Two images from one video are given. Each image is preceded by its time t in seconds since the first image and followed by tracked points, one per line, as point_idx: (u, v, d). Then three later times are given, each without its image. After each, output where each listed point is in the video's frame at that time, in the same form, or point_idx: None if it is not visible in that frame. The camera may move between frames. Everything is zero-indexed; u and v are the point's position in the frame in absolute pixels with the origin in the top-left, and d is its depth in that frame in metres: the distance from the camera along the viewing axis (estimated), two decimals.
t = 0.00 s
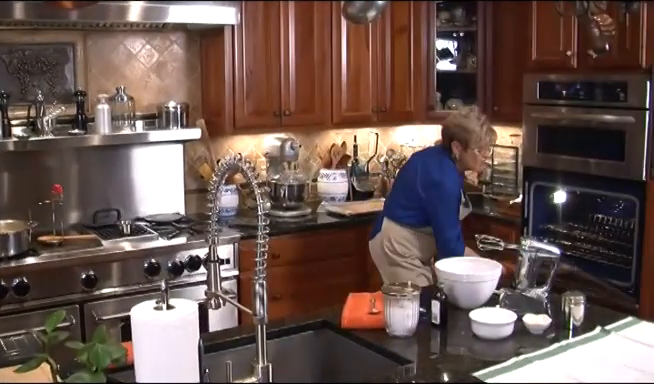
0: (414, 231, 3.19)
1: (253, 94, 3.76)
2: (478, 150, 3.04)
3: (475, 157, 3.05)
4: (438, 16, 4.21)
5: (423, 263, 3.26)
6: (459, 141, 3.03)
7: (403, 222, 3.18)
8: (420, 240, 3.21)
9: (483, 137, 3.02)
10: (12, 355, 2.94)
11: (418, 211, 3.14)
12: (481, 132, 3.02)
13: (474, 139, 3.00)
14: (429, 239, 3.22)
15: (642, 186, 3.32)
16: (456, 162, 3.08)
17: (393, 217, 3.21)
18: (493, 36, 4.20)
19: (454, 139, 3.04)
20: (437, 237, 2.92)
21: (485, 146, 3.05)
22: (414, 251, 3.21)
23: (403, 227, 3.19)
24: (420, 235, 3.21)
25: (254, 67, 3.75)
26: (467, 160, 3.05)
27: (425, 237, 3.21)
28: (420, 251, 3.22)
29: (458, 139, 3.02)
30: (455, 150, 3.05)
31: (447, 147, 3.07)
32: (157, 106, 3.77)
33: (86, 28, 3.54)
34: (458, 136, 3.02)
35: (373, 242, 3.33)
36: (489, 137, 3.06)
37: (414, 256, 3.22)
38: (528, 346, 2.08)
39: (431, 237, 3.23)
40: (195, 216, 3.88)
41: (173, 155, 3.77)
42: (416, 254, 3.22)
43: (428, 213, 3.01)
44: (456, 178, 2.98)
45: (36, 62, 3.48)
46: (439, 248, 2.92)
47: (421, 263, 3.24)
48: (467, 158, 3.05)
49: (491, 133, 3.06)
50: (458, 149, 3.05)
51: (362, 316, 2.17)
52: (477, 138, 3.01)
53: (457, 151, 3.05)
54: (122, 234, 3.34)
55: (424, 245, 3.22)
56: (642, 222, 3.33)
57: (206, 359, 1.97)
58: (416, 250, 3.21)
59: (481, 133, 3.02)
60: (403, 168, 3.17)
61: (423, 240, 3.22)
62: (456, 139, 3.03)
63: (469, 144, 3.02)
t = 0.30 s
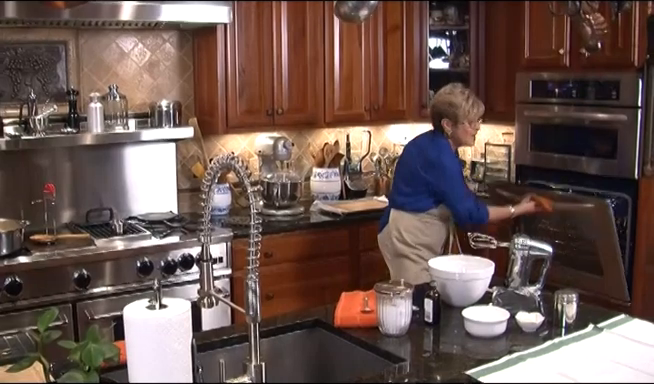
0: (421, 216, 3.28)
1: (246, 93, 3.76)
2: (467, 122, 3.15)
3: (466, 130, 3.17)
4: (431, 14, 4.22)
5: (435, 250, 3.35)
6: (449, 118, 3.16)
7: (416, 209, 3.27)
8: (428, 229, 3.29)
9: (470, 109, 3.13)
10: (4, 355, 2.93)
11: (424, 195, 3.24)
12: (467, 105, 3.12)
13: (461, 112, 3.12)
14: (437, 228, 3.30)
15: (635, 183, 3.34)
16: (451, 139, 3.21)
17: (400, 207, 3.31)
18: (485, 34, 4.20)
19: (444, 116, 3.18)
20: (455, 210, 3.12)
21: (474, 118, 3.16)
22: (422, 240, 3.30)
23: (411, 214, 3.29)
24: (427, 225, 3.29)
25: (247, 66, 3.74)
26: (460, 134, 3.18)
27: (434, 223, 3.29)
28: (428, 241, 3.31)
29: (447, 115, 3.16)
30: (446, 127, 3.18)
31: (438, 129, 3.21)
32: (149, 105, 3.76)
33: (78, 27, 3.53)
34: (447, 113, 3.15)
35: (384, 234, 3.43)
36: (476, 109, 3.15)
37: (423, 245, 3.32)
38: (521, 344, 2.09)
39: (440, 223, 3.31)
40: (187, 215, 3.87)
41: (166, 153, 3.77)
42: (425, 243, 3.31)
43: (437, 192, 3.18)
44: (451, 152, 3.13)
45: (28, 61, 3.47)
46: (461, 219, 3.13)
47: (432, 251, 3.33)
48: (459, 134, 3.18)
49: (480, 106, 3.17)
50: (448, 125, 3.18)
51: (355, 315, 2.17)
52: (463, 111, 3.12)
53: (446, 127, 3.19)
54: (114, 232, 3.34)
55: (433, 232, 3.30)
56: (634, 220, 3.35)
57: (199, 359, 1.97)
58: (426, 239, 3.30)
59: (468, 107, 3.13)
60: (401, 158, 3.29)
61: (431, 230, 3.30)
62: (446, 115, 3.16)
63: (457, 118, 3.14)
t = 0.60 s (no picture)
0: (431, 209, 3.29)
1: (243, 90, 3.76)
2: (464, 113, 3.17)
3: (463, 120, 3.19)
4: (428, 12, 4.22)
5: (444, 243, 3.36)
6: (445, 110, 3.19)
7: (426, 202, 3.27)
8: (438, 220, 3.31)
9: (465, 100, 3.14)
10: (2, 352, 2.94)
11: (432, 187, 3.25)
12: (461, 96, 3.14)
13: (456, 104, 3.14)
14: (445, 220, 3.32)
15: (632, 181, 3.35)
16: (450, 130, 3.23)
17: (408, 202, 3.31)
18: (482, 34, 4.18)
19: (441, 109, 3.20)
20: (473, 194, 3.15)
21: (470, 108, 3.17)
22: (432, 232, 3.31)
23: (420, 208, 3.29)
24: (437, 216, 3.30)
25: (244, 63, 3.74)
26: (458, 125, 3.20)
27: (445, 213, 3.31)
28: (437, 233, 3.32)
29: (443, 108, 3.18)
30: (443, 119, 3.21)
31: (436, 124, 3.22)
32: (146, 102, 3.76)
33: (75, 24, 3.52)
34: (443, 105, 3.18)
35: (391, 231, 3.41)
36: (472, 99, 3.17)
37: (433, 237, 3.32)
38: (518, 341, 2.09)
39: (448, 214, 3.33)
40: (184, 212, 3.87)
41: (163, 151, 3.76)
42: (434, 236, 3.32)
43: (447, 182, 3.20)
44: (453, 143, 3.16)
45: (25, 58, 3.47)
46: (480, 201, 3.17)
47: (442, 244, 3.34)
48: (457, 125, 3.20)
49: (476, 96, 3.18)
50: (445, 117, 3.21)
51: (353, 312, 2.17)
52: (458, 103, 3.14)
53: (443, 118, 3.21)
54: (111, 230, 3.34)
55: (442, 223, 3.32)
56: (631, 217, 3.37)
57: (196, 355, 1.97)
58: (436, 231, 3.31)
59: (462, 98, 3.14)
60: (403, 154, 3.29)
61: (441, 221, 3.31)
62: (442, 108, 3.19)
63: (453, 110, 3.16)
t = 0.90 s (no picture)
0: (435, 206, 3.28)
1: (245, 88, 3.76)
2: (463, 112, 3.16)
3: (464, 120, 3.18)
4: (430, 10, 4.22)
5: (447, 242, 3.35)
6: (445, 111, 3.19)
7: (432, 200, 3.26)
8: (441, 217, 3.30)
9: (463, 100, 3.14)
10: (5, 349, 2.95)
11: (439, 185, 3.25)
12: (459, 97, 3.13)
13: (456, 104, 3.14)
14: (447, 217, 3.31)
15: (635, 179, 3.34)
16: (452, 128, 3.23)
17: (414, 201, 3.30)
18: (485, 32, 4.25)
19: (441, 110, 3.20)
20: (483, 188, 3.15)
21: (471, 107, 3.16)
22: (433, 230, 3.31)
23: (425, 206, 3.28)
24: (439, 214, 3.30)
25: (246, 62, 3.74)
26: (461, 123, 3.20)
27: (449, 211, 3.31)
28: (439, 231, 3.31)
29: (443, 109, 3.18)
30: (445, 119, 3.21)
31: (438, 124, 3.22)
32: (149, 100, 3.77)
33: (78, 22, 3.53)
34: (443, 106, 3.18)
35: (394, 228, 3.41)
36: (471, 98, 3.16)
37: (435, 235, 3.32)
38: (521, 340, 2.09)
39: (452, 211, 3.32)
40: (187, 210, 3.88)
41: (165, 149, 3.77)
42: (436, 234, 3.31)
43: (454, 180, 3.20)
44: (458, 142, 3.16)
45: (27, 56, 3.47)
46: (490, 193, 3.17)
47: (444, 242, 3.33)
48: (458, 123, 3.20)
49: (475, 94, 3.18)
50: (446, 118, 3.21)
51: (355, 311, 2.16)
52: (456, 104, 3.14)
53: (443, 118, 3.21)
54: (113, 228, 3.34)
55: (446, 221, 3.31)
56: (634, 215, 3.36)
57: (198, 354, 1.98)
58: (438, 229, 3.30)
59: (460, 98, 3.14)
60: (407, 155, 3.29)
61: (442, 219, 3.30)
62: (443, 109, 3.19)
63: (453, 110, 3.16)
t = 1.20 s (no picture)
0: (428, 207, 3.28)
1: (249, 88, 3.76)
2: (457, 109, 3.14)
3: (458, 118, 3.16)
4: (433, 9, 4.22)
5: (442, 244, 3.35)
6: (442, 107, 3.18)
7: (423, 200, 3.27)
8: (434, 217, 3.29)
9: (458, 97, 3.11)
10: (9, 348, 2.95)
11: (432, 186, 3.25)
12: (454, 93, 3.11)
13: (451, 100, 3.12)
14: (443, 217, 3.30)
15: (639, 178, 3.33)
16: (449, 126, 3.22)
17: (408, 199, 3.32)
18: (488, 31, 4.21)
19: (439, 106, 3.19)
20: (466, 195, 3.13)
21: (466, 105, 3.13)
22: (427, 229, 3.30)
23: (418, 205, 3.29)
24: (432, 214, 3.28)
25: (250, 61, 3.74)
26: (456, 122, 3.17)
27: (442, 212, 3.29)
28: (433, 230, 3.30)
29: (440, 104, 3.17)
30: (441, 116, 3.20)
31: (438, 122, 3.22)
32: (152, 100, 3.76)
33: (81, 22, 3.53)
34: (440, 102, 3.17)
35: (390, 226, 3.42)
36: (467, 96, 3.12)
37: (429, 234, 3.31)
38: (525, 339, 2.09)
39: (446, 213, 3.30)
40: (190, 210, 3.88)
41: (169, 148, 3.77)
42: (430, 232, 3.31)
43: (443, 182, 3.20)
44: (453, 144, 3.15)
45: (31, 56, 3.48)
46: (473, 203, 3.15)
47: (438, 241, 3.33)
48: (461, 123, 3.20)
49: (472, 92, 3.14)
50: (443, 114, 3.20)
51: (358, 311, 2.17)
52: (451, 100, 3.12)
53: (439, 116, 3.22)
54: (117, 228, 3.34)
55: (439, 221, 3.30)
56: (638, 215, 3.35)
57: (202, 353, 1.98)
58: (431, 228, 3.30)
59: (456, 95, 3.11)
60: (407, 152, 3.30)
61: (437, 218, 3.29)
62: (440, 105, 3.18)
63: (448, 106, 3.15)
